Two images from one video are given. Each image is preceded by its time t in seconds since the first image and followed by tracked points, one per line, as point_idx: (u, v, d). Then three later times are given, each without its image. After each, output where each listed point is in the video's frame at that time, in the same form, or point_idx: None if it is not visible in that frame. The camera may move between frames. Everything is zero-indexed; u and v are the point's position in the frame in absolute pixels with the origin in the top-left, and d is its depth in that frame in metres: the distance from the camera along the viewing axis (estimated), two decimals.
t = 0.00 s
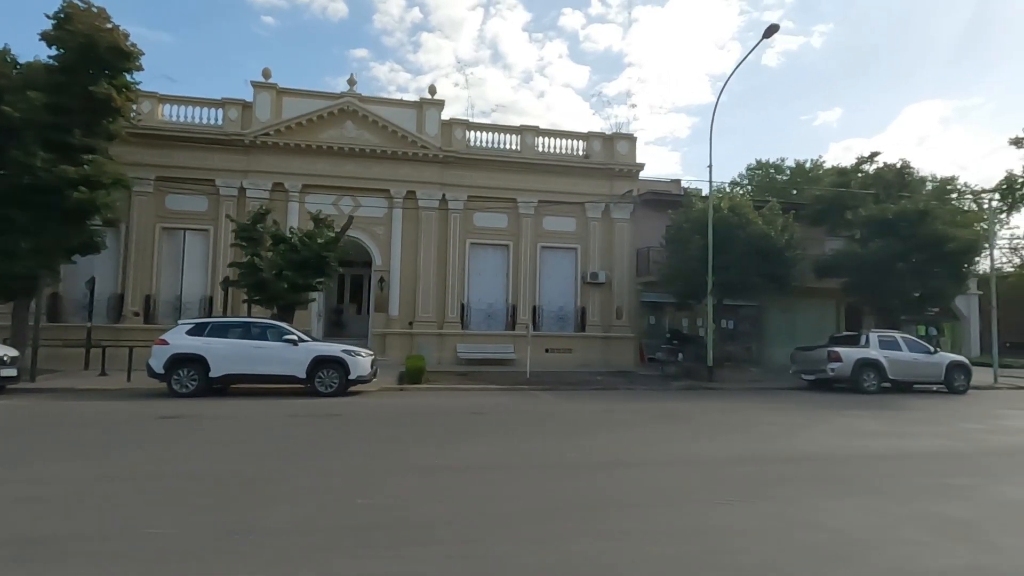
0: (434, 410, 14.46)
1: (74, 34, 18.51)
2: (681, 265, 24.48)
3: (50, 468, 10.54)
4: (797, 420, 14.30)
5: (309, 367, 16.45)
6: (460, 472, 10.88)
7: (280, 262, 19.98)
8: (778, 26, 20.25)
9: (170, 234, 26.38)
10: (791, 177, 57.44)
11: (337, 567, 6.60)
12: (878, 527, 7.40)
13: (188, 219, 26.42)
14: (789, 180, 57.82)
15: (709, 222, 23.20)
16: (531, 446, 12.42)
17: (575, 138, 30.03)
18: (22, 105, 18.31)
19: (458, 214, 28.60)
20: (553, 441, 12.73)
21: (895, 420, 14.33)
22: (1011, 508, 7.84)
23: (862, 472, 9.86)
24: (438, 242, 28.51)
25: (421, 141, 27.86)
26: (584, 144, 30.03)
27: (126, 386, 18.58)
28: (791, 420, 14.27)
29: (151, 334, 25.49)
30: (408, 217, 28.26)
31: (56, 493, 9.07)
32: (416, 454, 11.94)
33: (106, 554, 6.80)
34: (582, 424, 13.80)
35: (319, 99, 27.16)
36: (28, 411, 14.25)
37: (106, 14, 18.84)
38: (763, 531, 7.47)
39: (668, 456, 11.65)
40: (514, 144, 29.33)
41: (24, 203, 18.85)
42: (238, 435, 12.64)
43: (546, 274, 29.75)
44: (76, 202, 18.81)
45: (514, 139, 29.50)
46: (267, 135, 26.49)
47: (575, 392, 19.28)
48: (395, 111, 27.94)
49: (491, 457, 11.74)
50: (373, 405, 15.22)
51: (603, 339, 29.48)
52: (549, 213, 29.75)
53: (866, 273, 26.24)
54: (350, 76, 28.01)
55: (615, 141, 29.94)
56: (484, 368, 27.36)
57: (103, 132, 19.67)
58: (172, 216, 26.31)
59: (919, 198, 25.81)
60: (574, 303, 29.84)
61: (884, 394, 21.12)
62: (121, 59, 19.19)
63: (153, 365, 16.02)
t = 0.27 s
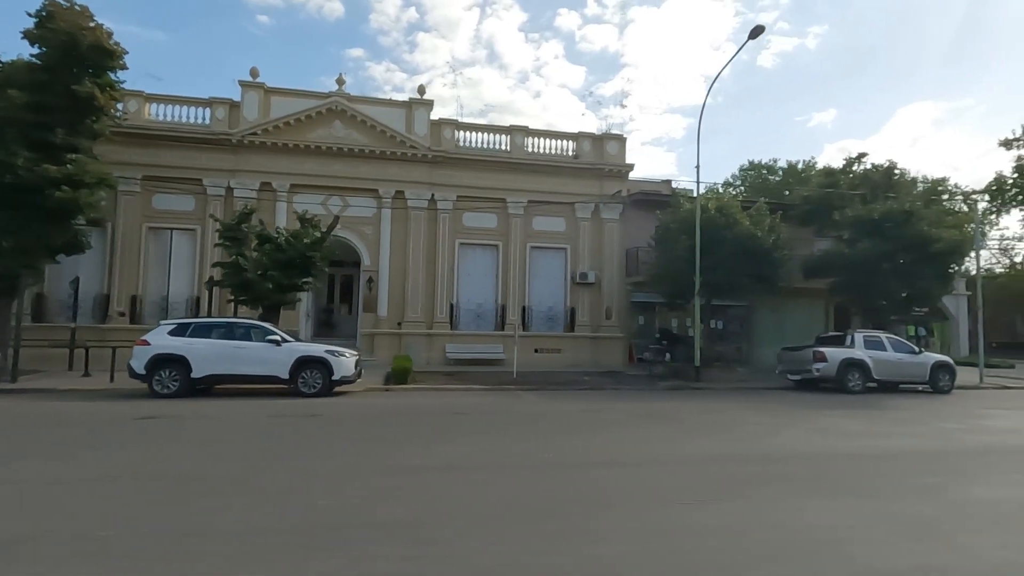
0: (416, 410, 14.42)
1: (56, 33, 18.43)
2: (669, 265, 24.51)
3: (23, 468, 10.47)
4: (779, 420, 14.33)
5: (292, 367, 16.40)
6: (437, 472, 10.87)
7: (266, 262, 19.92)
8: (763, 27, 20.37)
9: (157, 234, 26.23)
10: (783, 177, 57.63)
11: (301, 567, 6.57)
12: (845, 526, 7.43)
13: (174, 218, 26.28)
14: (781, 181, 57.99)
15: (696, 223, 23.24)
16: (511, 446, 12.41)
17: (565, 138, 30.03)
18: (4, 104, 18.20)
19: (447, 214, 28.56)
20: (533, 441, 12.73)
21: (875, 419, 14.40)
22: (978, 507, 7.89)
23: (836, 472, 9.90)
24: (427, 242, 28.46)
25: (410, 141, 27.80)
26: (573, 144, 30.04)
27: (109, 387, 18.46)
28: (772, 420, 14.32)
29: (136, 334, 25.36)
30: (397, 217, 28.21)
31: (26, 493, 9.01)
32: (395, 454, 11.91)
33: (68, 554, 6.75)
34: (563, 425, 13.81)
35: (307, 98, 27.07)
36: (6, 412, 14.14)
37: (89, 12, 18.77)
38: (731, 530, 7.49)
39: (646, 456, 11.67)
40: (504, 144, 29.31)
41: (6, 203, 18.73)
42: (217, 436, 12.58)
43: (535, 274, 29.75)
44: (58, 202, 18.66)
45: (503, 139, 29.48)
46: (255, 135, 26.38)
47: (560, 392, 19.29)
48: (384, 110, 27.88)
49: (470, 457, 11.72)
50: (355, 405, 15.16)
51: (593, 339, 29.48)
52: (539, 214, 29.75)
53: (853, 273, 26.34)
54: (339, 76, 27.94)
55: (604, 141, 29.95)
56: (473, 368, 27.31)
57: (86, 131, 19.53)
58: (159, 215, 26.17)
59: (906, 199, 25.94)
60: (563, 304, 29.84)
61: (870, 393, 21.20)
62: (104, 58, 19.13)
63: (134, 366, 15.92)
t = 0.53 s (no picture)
0: (401, 411, 14.38)
1: (42, 32, 18.33)
2: (660, 266, 24.52)
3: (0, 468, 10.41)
4: (764, 420, 14.33)
5: (278, 368, 16.33)
6: (418, 472, 10.85)
7: (254, 262, 19.85)
8: (752, 28, 20.43)
9: (147, 234, 26.14)
10: (777, 178, 57.75)
11: (269, 566, 6.55)
12: (819, 526, 7.42)
13: (164, 218, 26.19)
14: (776, 182, 58.12)
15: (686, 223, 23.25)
16: (494, 446, 12.39)
17: (557, 138, 30.01)
18: None
19: (439, 214, 28.52)
20: (516, 441, 12.71)
21: (860, 419, 14.42)
22: (952, 507, 7.89)
23: (816, 472, 9.89)
24: (419, 242, 28.42)
25: (401, 142, 27.75)
26: (566, 144, 30.03)
27: (95, 388, 18.38)
28: (757, 420, 14.32)
29: (126, 334, 25.26)
30: (388, 217, 28.17)
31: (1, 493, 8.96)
32: (377, 454, 11.89)
33: (35, 555, 6.69)
34: (548, 425, 13.79)
35: (298, 98, 27.01)
36: None
37: (75, 11, 18.67)
38: (704, 529, 7.48)
39: (628, 456, 11.64)
40: (496, 144, 29.28)
41: None
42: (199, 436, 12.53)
43: (527, 275, 29.73)
44: (44, 201, 18.54)
45: (496, 139, 29.47)
46: (245, 135, 26.30)
47: (549, 392, 19.27)
48: (375, 111, 27.84)
49: (451, 457, 11.70)
50: (340, 406, 15.11)
51: (585, 339, 29.46)
52: (531, 214, 29.73)
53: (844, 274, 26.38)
54: (330, 76, 27.89)
55: (596, 142, 29.94)
56: (464, 368, 27.28)
57: (73, 130, 19.45)
58: (149, 215, 26.08)
59: (896, 199, 25.99)
60: (555, 304, 29.82)
61: (859, 394, 21.23)
62: (91, 57, 19.02)
63: (119, 366, 15.84)
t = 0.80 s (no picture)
0: (384, 411, 14.28)
1: (27, 30, 18.25)
2: (651, 265, 24.45)
3: None
4: (749, 420, 14.23)
5: (263, 368, 16.22)
6: (396, 470, 10.76)
7: (241, 262, 19.75)
8: (741, 27, 20.37)
9: (136, 233, 26.04)
10: (774, 179, 57.69)
11: (231, 564, 6.46)
12: (790, 526, 7.34)
13: (154, 218, 26.08)
14: (772, 182, 58.08)
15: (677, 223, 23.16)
16: (475, 445, 12.29)
17: (550, 138, 29.92)
18: None
19: (430, 214, 28.42)
20: (498, 441, 12.62)
21: (846, 420, 14.32)
22: (927, 507, 7.80)
23: (794, 471, 9.81)
24: (410, 242, 28.33)
25: (393, 141, 27.65)
26: (558, 144, 29.93)
27: (79, 388, 18.28)
28: (742, 421, 14.23)
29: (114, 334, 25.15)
30: (379, 217, 28.08)
31: None
32: (356, 453, 11.79)
33: None
34: (531, 425, 13.69)
35: (289, 98, 26.92)
36: None
37: (61, 9, 18.60)
38: (676, 529, 7.40)
39: (608, 456, 11.54)
40: (488, 144, 29.19)
41: None
42: (178, 436, 12.44)
43: (520, 274, 29.65)
44: (29, 201, 18.43)
45: (488, 139, 29.37)
46: (235, 134, 26.19)
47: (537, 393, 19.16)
48: (366, 110, 27.74)
49: (431, 456, 11.61)
50: (324, 406, 15.00)
51: (577, 339, 29.37)
52: (523, 214, 29.65)
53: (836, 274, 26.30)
54: (321, 75, 27.79)
55: (589, 141, 29.85)
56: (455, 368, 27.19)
57: (59, 129, 19.37)
58: (138, 215, 25.97)
59: (888, 199, 25.93)
60: (548, 304, 29.73)
61: (849, 394, 21.14)
62: (77, 55, 18.96)
63: (101, 366, 15.74)
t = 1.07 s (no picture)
0: (369, 411, 14.21)
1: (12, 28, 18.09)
2: (643, 265, 24.40)
3: None
4: (736, 421, 14.19)
5: (249, 368, 16.14)
6: (376, 469, 10.70)
7: (230, 262, 19.68)
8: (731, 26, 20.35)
9: (127, 233, 25.94)
10: (770, 179, 57.68)
11: (198, 558, 6.42)
12: (764, 527, 7.28)
13: (144, 217, 25.98)
14: (768, 183, 58.05)
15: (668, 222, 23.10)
16: (459, 445, 12.23)
17: (543, 138, 29.85)
18: None
19: (422, 214, 28.34)
20: (482, 441, 12.56)
21: (833, 420, 14.28)
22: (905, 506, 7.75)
23: (774, 471, 9.77)
24: (402, 242, 28.26)
25: (385, 140, 27.57)
26: (551, 144, 29.85)
27: (66, 389, 18.20)
28: (728, 421, 14.17)
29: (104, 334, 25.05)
30: (372, 217, 28.00)
31: None
32: (338, 452, 11.73)
33: None
34: (517, 426, 13.63)
35: (280, 97, 26.83)
36: None
37: (47, 8, 18.47)
38: (649, 527, 7.36)
39: (592, 456, 11.49)
40: (481, 143, 29.11)
41: None
42: (160, 436, 12.38)
43: (512, 274, 29.58)
44: (15, 201, 18.34)
45: (481, 138, 29.30)
46: (226, 133, 26.10)
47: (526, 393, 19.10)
48: (358, 109, 27.64)
49: (413, 455, 11.56)
50: (310, 406, 14.93)
51: (570, 339, 29.31)
52: (516, 213, 29.58)
53: (828, 274, 26.27)
54: (313, 75, 27.71)
55: (582, 141, 29.77)
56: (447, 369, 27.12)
57: (45, 128, 19.29)
58: (129, 214, 25.87)
59: (880, 199, 25.90)
60: (540, 304, 29.66)
61: (840, 394, 21.10)
62: (63, 54, 18.83)
63: (86, 367, 15.66)
